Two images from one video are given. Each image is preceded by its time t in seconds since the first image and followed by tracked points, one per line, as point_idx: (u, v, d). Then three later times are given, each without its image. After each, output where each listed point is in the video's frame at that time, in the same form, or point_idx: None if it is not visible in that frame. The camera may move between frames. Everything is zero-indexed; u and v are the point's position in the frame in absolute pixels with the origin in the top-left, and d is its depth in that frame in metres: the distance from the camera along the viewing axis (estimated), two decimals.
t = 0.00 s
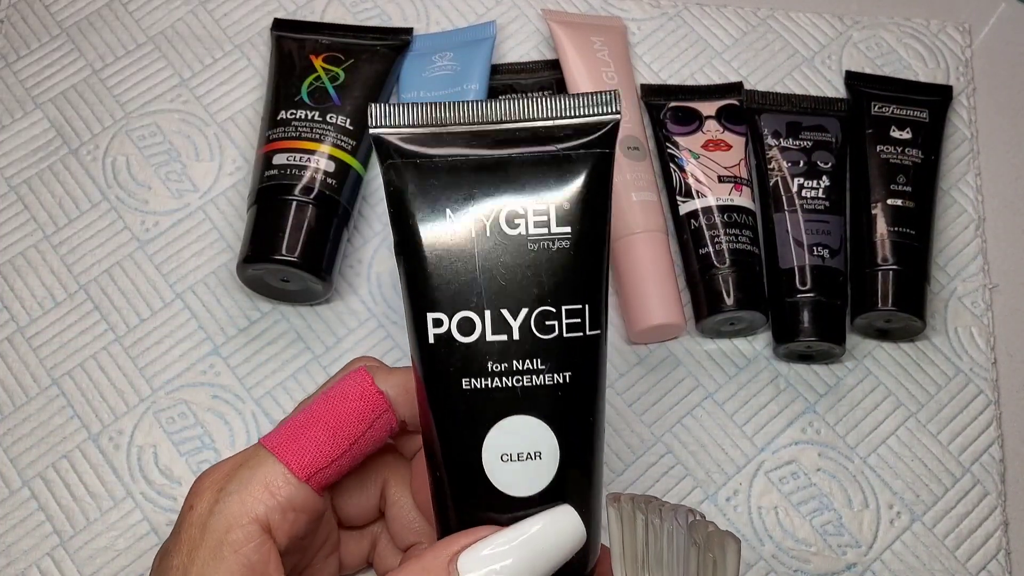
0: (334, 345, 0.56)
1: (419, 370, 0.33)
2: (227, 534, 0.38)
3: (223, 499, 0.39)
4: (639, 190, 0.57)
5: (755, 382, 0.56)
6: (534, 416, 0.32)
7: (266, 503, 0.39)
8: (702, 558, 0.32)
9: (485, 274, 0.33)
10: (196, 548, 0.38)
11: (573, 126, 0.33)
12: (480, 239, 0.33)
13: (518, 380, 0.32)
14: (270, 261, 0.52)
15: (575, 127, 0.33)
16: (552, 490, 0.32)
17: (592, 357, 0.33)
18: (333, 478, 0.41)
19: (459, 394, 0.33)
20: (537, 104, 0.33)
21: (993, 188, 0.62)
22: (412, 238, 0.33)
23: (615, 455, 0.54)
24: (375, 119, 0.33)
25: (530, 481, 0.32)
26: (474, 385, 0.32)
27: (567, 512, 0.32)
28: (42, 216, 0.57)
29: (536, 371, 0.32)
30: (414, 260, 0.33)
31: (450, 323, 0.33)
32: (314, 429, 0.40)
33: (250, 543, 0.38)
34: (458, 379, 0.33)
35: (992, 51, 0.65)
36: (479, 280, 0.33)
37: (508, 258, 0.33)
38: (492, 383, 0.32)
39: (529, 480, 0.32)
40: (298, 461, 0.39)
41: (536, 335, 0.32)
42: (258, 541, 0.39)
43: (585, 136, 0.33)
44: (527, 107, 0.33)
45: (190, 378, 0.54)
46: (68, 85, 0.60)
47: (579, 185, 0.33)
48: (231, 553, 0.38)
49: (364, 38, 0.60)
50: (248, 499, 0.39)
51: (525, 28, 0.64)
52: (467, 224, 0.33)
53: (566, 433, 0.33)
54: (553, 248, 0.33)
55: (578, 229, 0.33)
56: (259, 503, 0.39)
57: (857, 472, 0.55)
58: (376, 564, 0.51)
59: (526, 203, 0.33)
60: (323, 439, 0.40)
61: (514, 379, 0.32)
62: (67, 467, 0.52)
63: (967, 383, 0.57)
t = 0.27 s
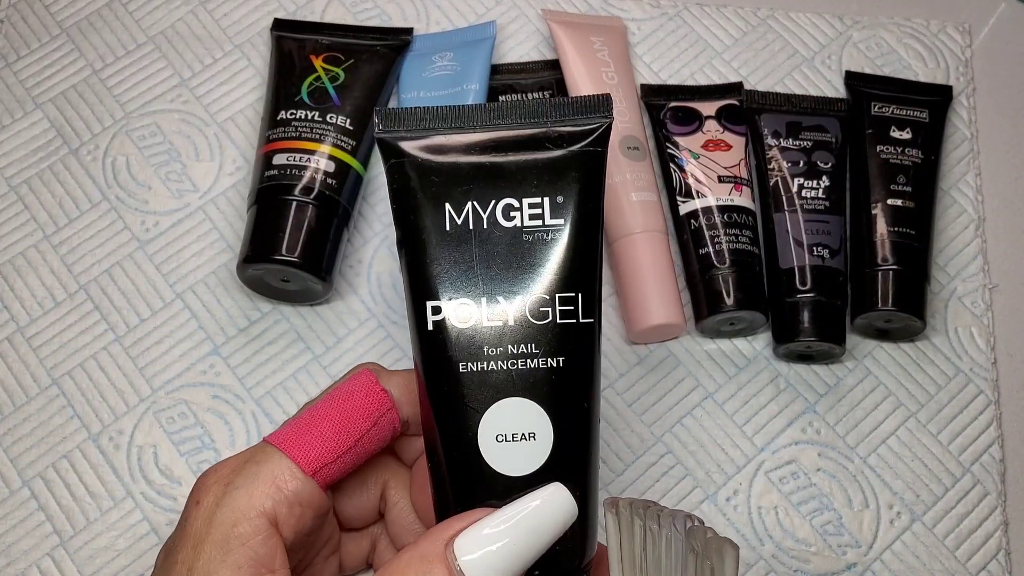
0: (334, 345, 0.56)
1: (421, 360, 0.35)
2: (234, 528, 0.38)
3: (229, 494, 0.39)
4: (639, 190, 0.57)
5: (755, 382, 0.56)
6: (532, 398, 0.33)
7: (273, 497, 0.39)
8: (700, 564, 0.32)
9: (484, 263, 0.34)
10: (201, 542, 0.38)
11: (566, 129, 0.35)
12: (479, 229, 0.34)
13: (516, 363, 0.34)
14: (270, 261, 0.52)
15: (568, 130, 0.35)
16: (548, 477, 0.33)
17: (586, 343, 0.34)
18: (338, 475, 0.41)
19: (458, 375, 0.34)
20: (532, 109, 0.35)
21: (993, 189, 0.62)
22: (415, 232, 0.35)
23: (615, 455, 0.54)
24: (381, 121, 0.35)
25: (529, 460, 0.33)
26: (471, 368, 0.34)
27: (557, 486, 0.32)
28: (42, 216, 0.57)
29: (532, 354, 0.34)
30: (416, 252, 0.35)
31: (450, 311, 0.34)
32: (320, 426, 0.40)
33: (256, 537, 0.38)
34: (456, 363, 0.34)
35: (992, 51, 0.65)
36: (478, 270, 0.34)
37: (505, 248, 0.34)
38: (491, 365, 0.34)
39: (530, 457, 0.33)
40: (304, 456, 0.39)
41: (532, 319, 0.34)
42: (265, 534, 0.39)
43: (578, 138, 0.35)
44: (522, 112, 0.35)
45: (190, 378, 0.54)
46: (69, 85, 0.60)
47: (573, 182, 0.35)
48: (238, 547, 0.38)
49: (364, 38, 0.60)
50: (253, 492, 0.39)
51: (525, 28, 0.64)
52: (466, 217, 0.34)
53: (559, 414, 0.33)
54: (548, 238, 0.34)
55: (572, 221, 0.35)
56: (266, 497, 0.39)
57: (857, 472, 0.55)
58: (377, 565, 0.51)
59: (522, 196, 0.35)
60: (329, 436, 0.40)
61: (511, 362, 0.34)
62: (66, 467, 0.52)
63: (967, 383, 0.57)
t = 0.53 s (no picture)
0: (334, 344, 0.56)
1: (426, 376, 0.33)
2: (227, 534, 0.38)
3: (222, 499, 0.39)
4: (639, 190, 0.57)
5: (755, 382, 0.56)
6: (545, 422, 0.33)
7: (267, 501, 0.39)
8: (684, 559, 0.30)
9: (496, 280, 0.32)
10: (196, 548, 0.39)
11: (580, 128, 0.33)
12: (490, 244, 0.32)
13: (527, 386, 0.32)
14: (270, 261, 0.52)
15: (582, 130, 0.33)
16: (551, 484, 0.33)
17: (600, 364, 0.33)
18: (332, 475, 0.41)
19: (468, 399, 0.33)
20: (544, 107, 0.33)
21: (993, 189, 0.62)
22: (421, 242, 0.33)
23: (615, 455, 0.54)
24: (381, 120, 0.33)
25: (540, 484, 0.33)
26: (481, 391, 0.32)
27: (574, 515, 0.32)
28: (43, 216, 0.57)
29: (545, 377, 0.32)
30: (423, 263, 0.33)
31: (459, 328, 0.32)
32: (313, 428, 0.40)
33: (250, 542, 0.39)
34: (466, 386, 0.33)
35: (991, 51, 0.65)
36: (488, 285, 0.32)
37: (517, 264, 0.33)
38: (500, 390, 0.32)
39: (538, 481, 0.33)
40: (297, 460, 0.39)
41: (544, 342, 0.32)
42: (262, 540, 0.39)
43: (593, 136, 0.33)
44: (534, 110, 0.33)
45: (190, 378, 0.54)
46: (69, 85, 0.60)
47: (592, 190, 0.33)
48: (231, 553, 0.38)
49: (364, 38, 0.60)
50: (247, 498, 0.39)
51: (525, 28, 0.64)
52: (478, 229, 0.32)
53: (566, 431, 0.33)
54: (564, 255, 0.32)
55: (591, 233, 0.33)
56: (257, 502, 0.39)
57: (857, 472, 0.55)
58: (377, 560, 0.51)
59: (539, 208, 0.32)
60: (322, 437, 0.40)
61: (522, 385, 0.32)
62: (67, 467, 0.52)
63: (967, 383, 0.57)
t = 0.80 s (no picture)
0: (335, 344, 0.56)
1: (428, 381, 0.33)
2: (223, 535, 0.39)
3: (218, 500, 0.39)
4: (639, 190, 0.57)
5: (754, 382, 0.56)
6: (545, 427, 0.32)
7: (262, 503, 0.39)
8: (687, 560, 0.30)
9: (498, 286, 0.32)
10: (192, 549, 0.39)
11: (584, 131, 0.32)
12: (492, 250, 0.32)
13: (528, 393, 0.32)
14: (270, 262, 0.52)
15: (586, 132, 0.32)
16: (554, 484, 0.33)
17: (601, 368, 0.33)
18: (330, 476, 0.41)
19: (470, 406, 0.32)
20: (547, 109, 0.32)
21: (993, 189, 0.62)
22: (423, 246, 0.32)
23: (615, 455, 0.54)
24: (382, 122, 0.32)
25: (540, 488, 0.33)
26: (483, 398, 0.32)
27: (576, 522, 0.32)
28: (43, 216, 0.57)
29: (546, 384, 0.32)
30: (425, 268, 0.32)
31: (461, 334, 0.32)
32: (310, 429, 0.39)
33: (245, 544, 0.39)
34: (467, 391, 0.32)
35: (991, 51, 0.65)
36: (490, 290, 0.32)
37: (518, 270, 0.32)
38: (501, 397, 0.32)
39: (539, 485, 0.33)
40: (292, 461, 0.39)
41: (546, 348, 0.32)
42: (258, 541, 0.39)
43: (597, 139, 0.32)
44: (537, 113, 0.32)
45: (191, 378, 0.54)
46: (69, 86, 0.60)
47: (595, 193, 0.32)
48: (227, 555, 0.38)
49: (364, 38, 0.60)
50: (242, 499, 0.39)
51: (525, 28, 0.64)
52: (480, 235, 0.31)
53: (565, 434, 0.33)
54: (567, 261, 0.32)
55: (594, 235, 0.32)
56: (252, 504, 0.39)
57: (857, 472, 0.55)
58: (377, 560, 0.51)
59: (541, 213, 0.32)
60: (318, 439, 0.39)
61: (524, 392, 0.32)
62: (67, 467, 0.52)
63: (967, 383, 0.57)
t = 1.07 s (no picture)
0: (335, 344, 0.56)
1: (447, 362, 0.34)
2: (250, 532, 0.38)
3: (240, 496, 0.38)
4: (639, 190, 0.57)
5: (754, 382, 0.56)
6: (560, 400, 0.33)
7: (284, 495, 0.38)
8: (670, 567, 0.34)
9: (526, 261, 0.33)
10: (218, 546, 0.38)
11: (610, 130, 0.35)
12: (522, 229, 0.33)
13: (550, 365, 0.33)
14: (270, 262, 0.52)
15: (614, 133, 0.35)
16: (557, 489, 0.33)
17: (609, 348, 0.34)
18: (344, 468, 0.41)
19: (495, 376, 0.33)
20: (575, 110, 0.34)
21: (993, 189, 0.62)
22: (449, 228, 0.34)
23: (615, 455, 0.54)
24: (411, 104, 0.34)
25: (553, 461, 0.32)
26: (507, 367, 0.33)
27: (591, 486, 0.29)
28: (43, 216, 0.57)
29: (567, 358, 0.33)
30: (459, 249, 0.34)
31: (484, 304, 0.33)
32: (324, 419, 0.39)
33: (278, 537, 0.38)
34: (492, 360, 0.33)
35: (991, 51, 0.65)
36: (522, 265, 0.33)
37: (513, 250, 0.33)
38: (535, 366, 0.33)
39: (561, 461, 0.32)
40: (311, 452, 0.39)
41: (568, 322, 0.33)
42: (284, 533, 0.38)
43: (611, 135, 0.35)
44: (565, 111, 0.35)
45: (191, 378, 0.54)
46: (69, 85, 0.60)
47: (611, 183, 0.34)
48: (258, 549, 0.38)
49: (364, 38, 0.60)
50: (265, 494, 0.38)
51: (524, 28, 0.64)
52: (514, 211, 0.33)
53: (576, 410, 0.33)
54: (589, 243, 0.34)
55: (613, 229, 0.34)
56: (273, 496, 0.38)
57: (856, 472, 0.55)
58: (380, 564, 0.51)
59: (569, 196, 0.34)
60: (333, 428, 0.39)
61: (546, 364, 0.33)
62: (67, 467, 0.52)
63: (966, 383, 0.57)
